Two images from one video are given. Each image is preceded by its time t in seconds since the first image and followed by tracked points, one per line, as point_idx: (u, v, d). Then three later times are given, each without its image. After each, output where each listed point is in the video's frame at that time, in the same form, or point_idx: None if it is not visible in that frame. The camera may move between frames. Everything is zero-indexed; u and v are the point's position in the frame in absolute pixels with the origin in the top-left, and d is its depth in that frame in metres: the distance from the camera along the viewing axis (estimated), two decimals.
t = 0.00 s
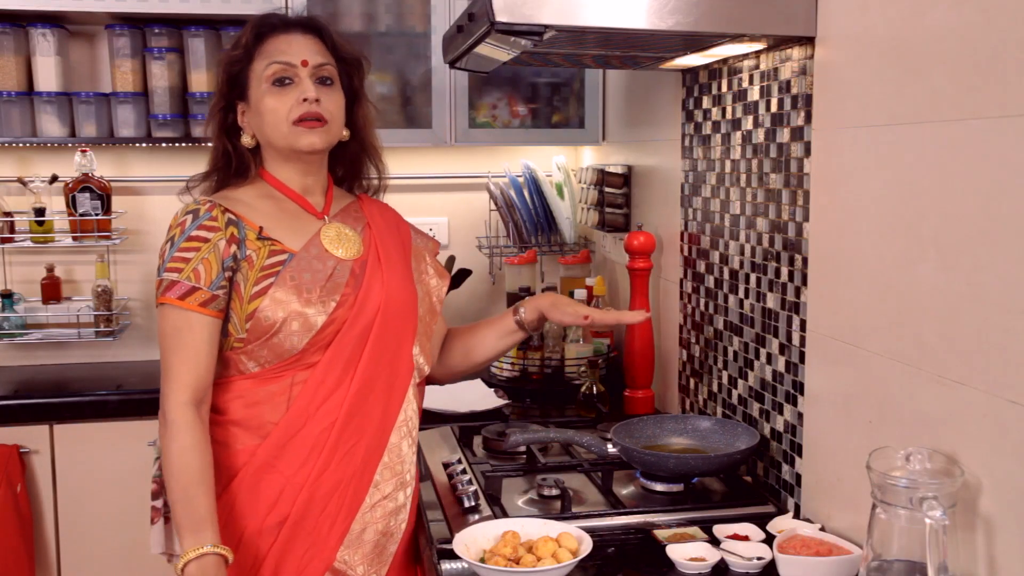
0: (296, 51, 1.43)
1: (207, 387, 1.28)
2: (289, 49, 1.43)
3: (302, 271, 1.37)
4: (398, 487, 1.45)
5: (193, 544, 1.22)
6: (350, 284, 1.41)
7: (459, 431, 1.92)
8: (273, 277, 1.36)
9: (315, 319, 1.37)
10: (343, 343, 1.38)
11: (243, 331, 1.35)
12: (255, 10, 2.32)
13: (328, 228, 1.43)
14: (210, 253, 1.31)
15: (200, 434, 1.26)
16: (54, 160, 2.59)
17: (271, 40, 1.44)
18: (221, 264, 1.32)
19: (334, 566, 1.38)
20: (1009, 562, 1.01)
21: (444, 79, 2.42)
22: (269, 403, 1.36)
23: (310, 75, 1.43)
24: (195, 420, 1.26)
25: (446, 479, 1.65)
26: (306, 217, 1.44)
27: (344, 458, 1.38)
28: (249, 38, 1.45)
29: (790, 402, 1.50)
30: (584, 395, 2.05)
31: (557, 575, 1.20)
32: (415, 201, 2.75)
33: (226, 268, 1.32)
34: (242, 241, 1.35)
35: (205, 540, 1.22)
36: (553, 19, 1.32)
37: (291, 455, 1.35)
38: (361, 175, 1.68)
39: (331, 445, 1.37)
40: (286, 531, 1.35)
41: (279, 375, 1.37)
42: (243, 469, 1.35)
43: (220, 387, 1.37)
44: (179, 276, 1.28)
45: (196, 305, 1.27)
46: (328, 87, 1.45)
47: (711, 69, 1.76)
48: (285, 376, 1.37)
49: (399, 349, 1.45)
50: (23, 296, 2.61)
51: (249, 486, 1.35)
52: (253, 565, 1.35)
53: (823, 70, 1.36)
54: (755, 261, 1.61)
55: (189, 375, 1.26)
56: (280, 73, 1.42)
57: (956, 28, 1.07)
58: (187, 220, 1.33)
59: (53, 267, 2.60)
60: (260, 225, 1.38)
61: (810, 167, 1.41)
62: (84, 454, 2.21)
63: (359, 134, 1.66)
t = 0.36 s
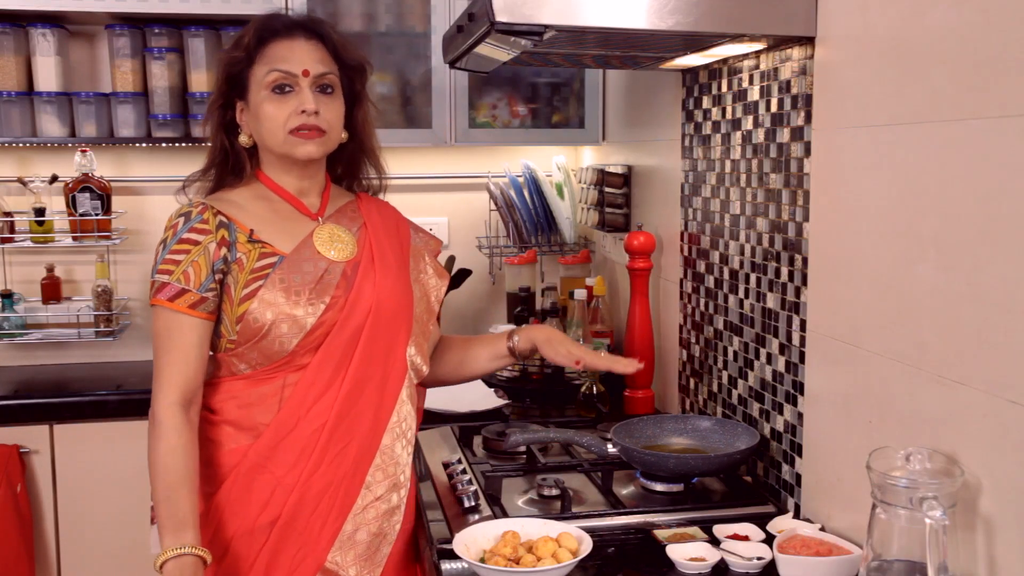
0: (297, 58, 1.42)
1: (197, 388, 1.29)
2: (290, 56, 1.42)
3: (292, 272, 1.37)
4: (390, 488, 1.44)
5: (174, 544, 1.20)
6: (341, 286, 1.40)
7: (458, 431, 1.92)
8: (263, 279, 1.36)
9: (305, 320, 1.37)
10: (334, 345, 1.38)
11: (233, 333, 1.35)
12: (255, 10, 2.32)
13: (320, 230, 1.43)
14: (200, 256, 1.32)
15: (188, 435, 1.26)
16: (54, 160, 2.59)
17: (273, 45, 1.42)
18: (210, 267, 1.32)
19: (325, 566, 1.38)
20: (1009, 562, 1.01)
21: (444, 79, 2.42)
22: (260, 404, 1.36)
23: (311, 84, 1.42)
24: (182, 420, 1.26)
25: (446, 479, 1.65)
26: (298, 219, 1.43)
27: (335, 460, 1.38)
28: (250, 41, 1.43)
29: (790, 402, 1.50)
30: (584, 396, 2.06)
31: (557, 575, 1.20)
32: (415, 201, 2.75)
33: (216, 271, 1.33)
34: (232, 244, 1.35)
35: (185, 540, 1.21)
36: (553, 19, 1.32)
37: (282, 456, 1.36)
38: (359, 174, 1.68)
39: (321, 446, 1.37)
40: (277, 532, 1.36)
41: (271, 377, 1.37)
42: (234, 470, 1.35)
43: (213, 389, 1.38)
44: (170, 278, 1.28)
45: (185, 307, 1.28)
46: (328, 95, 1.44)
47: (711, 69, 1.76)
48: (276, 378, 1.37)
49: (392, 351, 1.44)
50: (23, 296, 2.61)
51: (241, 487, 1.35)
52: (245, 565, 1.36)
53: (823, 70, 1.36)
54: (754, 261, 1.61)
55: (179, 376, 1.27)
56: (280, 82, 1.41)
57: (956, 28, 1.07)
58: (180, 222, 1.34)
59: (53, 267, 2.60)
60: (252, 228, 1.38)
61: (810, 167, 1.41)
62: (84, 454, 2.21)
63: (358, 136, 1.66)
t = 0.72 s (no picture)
0: (304, 73, 1.40)
1: (199, 388, 1.29)
2: (296, 69, 1.40)
3: (291, 273, 1.37)
4: (389, 488, 1.44)
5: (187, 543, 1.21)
6: (339, 287, 1.40)
7: (458, 431, 1.92)
8: (263, 280, 1.36)
9: (305, 320, 1.37)
10: (332, 345, 1.38)
11: (233, 334, 1.35)
12: (255, 10, 2.32)
13: (320, 230, 1.43)
14: (201, 257, 1.32)
15: (192, 435, 1.27)
16: (54, 160, 2.59)
17: (279, 57, 1.40)
18: (211, 268, 1.32)
19: (324, 566, 1.39)
20: (1009, 562, 1.01)
21: (444, 79, 2.42)
22: (259, 404, 1.36)
23: (317, 99, 1.41)
24: (187, 420, 1.26)
25: (446, 479, 1.65)
26: (299, 221, 1.44)
27: (333, 460, 1.38)
28: (253, 46, 1.41)
29: (790, 402, 1.50)
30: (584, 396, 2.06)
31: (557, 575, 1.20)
32: (415, 201, 2.75)
33: (216, 272, 1.33)
34: (232, 245, 1.35)
35: (197, 539, 1.22)
36: (553, 19, 1.32)
37: (280, 456, 1.36)
38: (354, 169, 1.68)
39: (320, 446, 1.37)
40: (276, 532, 1.36)
41: (269, 377, 1.37)
42: (234, 470, 1.36)
43: (214, 387, 1.38)
44: (170, 279, 1.28)
45: (186, 308, 1.28)
46: (332, 107, 1.44)
47: (711, 69, 1.76)
48: (275, 378, 1.37)
49: (391, 351, 1.44)
50: (23, 296, 2.61)
51: (240, 486, 1.35)
52: (245, 565, 1.36)
53: (823, 70, 1.36)
54: (754, 261, 1.61)
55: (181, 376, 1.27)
56: (286, 95, 1.40)
57: (956, 28, 1.07)
58: (179, 223, 1.34)
59: (53, 267, 2.60)
60: (251, 228, 1.38)
61: (810, 167, 1.41)
62: (84, 454, 2.21)
63: (356, 136, 1.66)
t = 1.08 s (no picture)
0: (309, 68, 1.39)
1: (204, 385, 1.29)
2: (301, 65, 1.39)
3: (297, 273, 1.37)
4: (392, 491, 1.46)
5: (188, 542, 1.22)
6: (345, 288, 1.40)
7: (458, 431, 1.92)
8: (268, 279, 1.36)
9: (310, 322, 1.36)
10: (337, 347, 1.38)
11: (236, 333, 1.35)
12: (255, 10, 2.32)
13: (327, 231, 1.42)
14: (206, 255, 1.31)
15: (196, 433, 1.26)
16: (54, 160, 2.59)
17: (281, 56, 1.39)
18: (216, 266, 1.32)
19: (326, 568, 1.39)
20: (1009, 562, 1.01)
21: (444, 79, 2.42)
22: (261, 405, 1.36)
23: (326, 92, 1.40)
24: (191, 421, 1.26)
25: (446, 479, 1.65)
26: (306, 222, 1.43)
27: (337, 462, 1.39)
28: (251, 51, 1.39)
29: (790, 402, 1.50)
30: (584, 395, 2.04)
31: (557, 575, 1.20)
32: (415, 201, 2.75)
33: (222, 270, 1.32)
34: (238, 243, 1.35)
35: (199, 537, 1.23)
36: (553, 19, 1.32)
37: (284, 458, 1.36)
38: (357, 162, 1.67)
39: (323, 448, 1.37)
40: (279, 533, 1.36)
41: (273, 379, 1.36)
42: (236, 471, 1.35)
43: (216, 386, 1.37)
44: (176, 276, 1.28)
45: (191, 306, 1.28)
46: (338, 98, 1.44)
47: (711, 69, 1.76)
48: (278, 380, 1.36)
49: (394, 353, 1.44)
50: (23, 296, 2.61)
51: (242, 487, 1.35)
52: (245, 566, 1.36)
53: (823, 70, 1.36)
54: (755, 261, 1.61)
55: (186, 373, 1.27)
56: (295, 92, 1.39)
57: (956, 28, 1.07)
58: (186, 220, 1.33)
59: (53, 267, 2.60)
60: (258, 228, 1.38)
61: (810, 167, 1.41)
62: (84, 454, 2.21)
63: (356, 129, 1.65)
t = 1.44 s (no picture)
0: (327, 79, 1.35)
1: (204, 394, 1.25)
2: (320, 75, 1.34)
3: (300, 276, 1.35)
4: (400, 489, 1.43)
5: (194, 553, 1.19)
6: (347, 288, 1.38)
7: (458, 431, 1.92)
8: (271, 283, 1.33)
9: (315, 325, 1.34)
10: (343, 347, 1.36)
11: (240, 338, 1.32)
12: (255, 10, 2.32)
13: (325, 232, 1.40)
14: (206, 261, 1.28)
15: (199, 443, 1.23)
16: (55, 160, 2.59)
17: (303, 61, 1.34)
18: (216, 273, 1.28)
19: (338, 569, 1.37)
20: (1009, 562, 1.01)
21: (444, 79, 2.42)
22: (268, 409, 1.33)
23: (338, 107, 1.36)
24: (193, 429, 1.23)
25: (446, 479, 1.65)
26: (302, 222, 1.40)
27: (346, 463, 1.36)
28: (275, 49, 1.34)
29: (790, 402, 1.50)
30: (584, 395, 2.04)
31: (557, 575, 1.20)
32: (415, 201, 2.75)
33: (222, 276, 1.29)
34: (238, 248, 1.32)
35: (205, 548, 1.20)
36: (554, 19, 1.32)
37: (292, 461, 1.33)
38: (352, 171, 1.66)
39: (332, 450, 1.35)
40: (289, 536, 1.34)
41: (278, 382, 1.34)
42: (244, 475, 1.33)
43: (217, 393, 1.34)
44: (173, 284, 1.25)
45: (190, 314, 1.24)
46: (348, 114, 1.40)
47: (711, 69, 1.76)
48: (284, 383, 1.34)
49: (398, 352, 1.42)
50: (23, 296, 2.61)
51: (251, 491, 1.33)
52: (256, 570, 1.34)
53: (823, 70, 1.36)
54: (755, 261, 1.61)
55: (187, 382, 1.23)
56: (306, 100, 1.34)
57: (956, 28, 1.07)
58: (180, 227, 1.29)
59: (53, 267, 2.60)
60: (257, 231, 1.35)
61: (810, 167, 1.41)
62: (84, 454, 2.21)
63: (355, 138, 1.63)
